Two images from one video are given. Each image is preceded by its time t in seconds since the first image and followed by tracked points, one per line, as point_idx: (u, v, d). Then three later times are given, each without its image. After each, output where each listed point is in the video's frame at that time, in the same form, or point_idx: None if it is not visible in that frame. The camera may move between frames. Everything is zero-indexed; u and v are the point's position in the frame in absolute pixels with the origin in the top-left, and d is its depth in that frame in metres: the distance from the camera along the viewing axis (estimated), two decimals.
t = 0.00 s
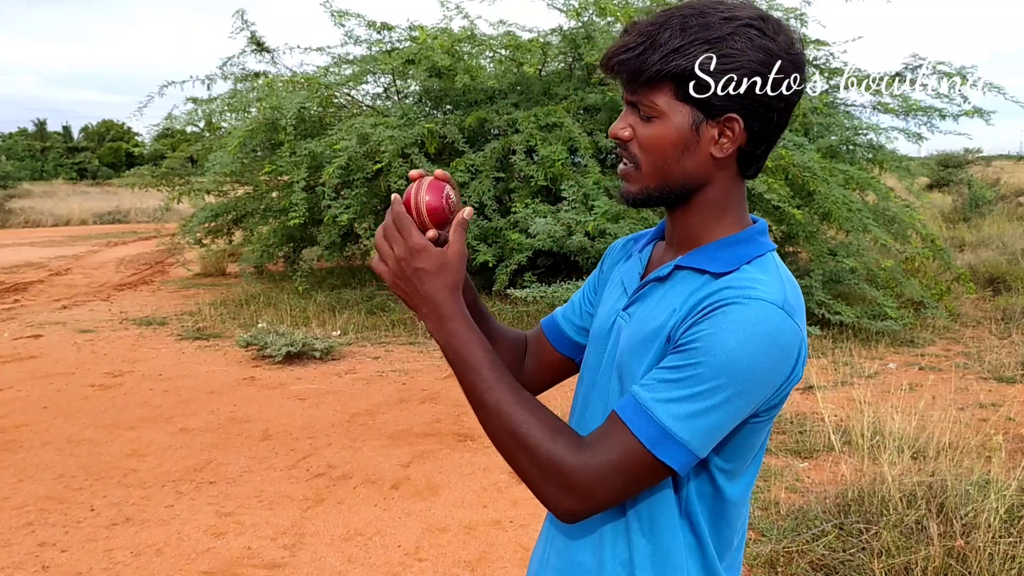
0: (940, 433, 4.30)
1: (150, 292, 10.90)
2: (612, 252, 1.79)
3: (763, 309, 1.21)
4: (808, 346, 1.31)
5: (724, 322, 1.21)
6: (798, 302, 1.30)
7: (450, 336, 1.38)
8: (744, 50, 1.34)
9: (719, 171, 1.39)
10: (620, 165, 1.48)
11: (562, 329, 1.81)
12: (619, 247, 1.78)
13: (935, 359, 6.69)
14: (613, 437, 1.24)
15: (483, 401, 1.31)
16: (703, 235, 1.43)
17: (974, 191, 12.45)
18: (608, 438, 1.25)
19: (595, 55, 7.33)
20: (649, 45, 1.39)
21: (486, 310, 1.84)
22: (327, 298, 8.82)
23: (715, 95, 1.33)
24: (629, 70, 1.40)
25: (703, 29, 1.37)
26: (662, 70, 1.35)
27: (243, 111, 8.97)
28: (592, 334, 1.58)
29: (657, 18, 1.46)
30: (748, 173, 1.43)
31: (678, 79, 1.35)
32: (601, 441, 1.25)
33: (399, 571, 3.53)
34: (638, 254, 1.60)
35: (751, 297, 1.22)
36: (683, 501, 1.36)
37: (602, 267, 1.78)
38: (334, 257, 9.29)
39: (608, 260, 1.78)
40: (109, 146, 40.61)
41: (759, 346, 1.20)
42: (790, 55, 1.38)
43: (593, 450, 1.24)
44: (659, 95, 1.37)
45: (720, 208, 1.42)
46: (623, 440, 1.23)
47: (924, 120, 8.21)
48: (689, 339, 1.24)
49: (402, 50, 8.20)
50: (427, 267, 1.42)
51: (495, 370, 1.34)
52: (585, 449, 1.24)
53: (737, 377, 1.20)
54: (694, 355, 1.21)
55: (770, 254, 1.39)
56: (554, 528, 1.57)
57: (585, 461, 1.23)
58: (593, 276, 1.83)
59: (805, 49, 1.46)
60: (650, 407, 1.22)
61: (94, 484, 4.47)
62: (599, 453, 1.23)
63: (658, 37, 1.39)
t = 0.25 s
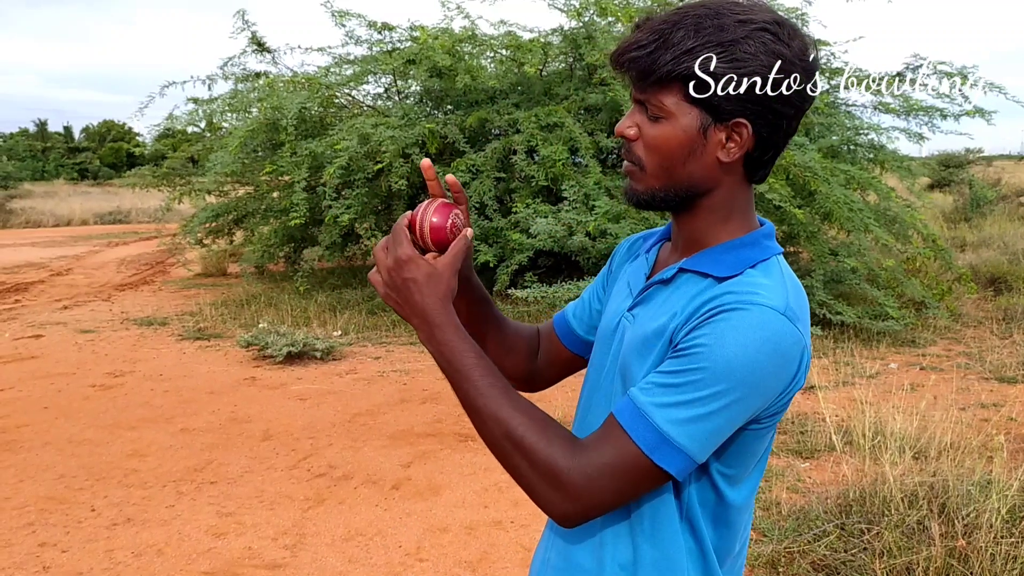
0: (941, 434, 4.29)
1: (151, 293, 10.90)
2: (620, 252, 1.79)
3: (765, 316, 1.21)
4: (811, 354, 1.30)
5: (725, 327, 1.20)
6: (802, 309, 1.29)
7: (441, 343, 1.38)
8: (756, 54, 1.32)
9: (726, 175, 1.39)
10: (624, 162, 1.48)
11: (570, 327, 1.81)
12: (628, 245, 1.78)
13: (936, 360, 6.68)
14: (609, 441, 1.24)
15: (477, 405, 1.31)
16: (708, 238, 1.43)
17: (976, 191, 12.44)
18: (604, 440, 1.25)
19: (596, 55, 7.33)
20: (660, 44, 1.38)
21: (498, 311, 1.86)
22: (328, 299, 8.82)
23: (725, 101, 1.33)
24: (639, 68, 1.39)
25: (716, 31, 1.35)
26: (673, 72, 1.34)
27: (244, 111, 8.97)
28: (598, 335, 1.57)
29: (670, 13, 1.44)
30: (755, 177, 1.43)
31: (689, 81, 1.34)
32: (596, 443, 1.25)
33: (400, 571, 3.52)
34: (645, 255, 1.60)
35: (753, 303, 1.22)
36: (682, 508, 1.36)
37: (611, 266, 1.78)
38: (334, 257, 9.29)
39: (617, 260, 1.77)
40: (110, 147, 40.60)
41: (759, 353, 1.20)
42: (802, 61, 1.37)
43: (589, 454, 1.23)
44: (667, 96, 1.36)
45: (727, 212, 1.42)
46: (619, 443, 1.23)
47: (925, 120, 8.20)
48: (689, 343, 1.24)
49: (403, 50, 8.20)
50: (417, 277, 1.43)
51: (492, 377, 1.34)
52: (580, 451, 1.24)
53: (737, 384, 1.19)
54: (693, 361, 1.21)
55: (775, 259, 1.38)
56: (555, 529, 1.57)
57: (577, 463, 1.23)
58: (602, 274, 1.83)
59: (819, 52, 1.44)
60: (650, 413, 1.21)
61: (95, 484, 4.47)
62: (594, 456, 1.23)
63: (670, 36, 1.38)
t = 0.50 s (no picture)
0: (943, 434, 4.28)
1: (152, 293, 10.89)
2: (627, 250, 1.78)
3: (766, 318, 1.20)
4: (813, 356, 1.29)
5: (725, 330, 1.20)
6: (804, 311, 1.28)
7: (448, 341, 1.38)
8: (749, 53, 1.31)
9: (726, 176, 1.39)
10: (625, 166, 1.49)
11: (575, 322, 1.81)
12: (636, 243, 1.77)
13: (937, 360, 6.67)
14: (610, 443, 1.24)
15: (482, 405, 1.30)
16: (711, 238, 1.42)
17: (977, 191, 12.43)
18: (606, 442, 1.24)
19: (596, 55, 7.33)
20: (652, 48, 1.38)
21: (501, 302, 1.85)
22: (329, 299, 8.82)
23: (719, 100, 1.32)
24: (632, 73, 1.40)
25: (707, 31, 1.34)
26: (665, 75, 1.34)
27: (245, 111, 8.97)
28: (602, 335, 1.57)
29: (660, 16, 1.44)
30: (757, 176, 1.42)
31: (682, 83, 1.34)
32: (598, 445, 1.25)
33: (401, 571, 3.52)
34: (651, 254, 1.60)
35: (753, 305, 1.21)
36: (684, 509, 1.35)
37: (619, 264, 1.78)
38: (335, 257, 9.29)
39: (624, 259, 1.77)
40: (110, 147, 40.59)
41: (761, 355, 1.19)
42: (798, 56, 1.36)
43: (591, 456, 1.23)
44: (662, 99, 1.36)
45: (729, 211, 1.41)
46: (619, 445, 1.23)
47: (926, 120, 8.19)
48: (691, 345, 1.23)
49: (404, 50, 8.20)
50: (426, 275, 1.43)
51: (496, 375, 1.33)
52: (582, 453, 1.24)
53: (738, 386, 1.19)
54: (693, 363, 1.20)
55: (778, 259, 1.37)
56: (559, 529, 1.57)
57: (578, 464, 1.23)
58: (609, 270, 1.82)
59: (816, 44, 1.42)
60: (649, 416, 1.21)
61: (95, 484, 4.47)
62: (595, 458, 1.23)
63: (661, 39, 1.38)
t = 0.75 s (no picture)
0: (944, 435, 4.27)
1: (153, 293, 10.90)
2: (628, 247, 1.78)
3: (763, 325, 1.19)
4: (815, 358, 1.29)
5: (724, 342, 1.19)
6: (803, 312, 1.28)
7: (470, 380, 1.38)
8: (739, 49, 1.31)
9: (722, 175, 1.38)
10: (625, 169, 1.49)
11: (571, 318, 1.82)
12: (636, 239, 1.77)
13: (938, 360, 6.67)
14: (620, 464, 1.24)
15: (504, 440, 1.32)
16: (710, 239, 1.42)
17: (978, 192, 12.43)
18: (616, 463, 1.25)
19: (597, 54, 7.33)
20: (643, 48, 1.38)
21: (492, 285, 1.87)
22: (329, 299, 8.81)
23: (711, 98, 1.32)
24: (625, 75, 1.40)
25: (696, 29, 1.34)
26: (656, 75, 1.35)
27: (246, 112, 8.97)
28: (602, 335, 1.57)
29: (650, 17, 1.44)
30: (755, 174, 1.41)
31: (673, 83, 1.34)
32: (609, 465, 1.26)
33: (401, 572, 3.52)
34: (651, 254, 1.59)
35: (751, 312, 1.21)
36: (693, 515, 1.36)
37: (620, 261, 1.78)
38: (336, 257, 9.29)
39: (625, 257, 1.76)
40: (112, 147, 40.59)
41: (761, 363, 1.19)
42: (791, 51, 1.34)
43: (606, 480, 1.24)
44: (655, 99, 1.36)
45: (726, 210, 1.41)
46: (630, 466, 1.23)
47: (927, 120, 8.18)
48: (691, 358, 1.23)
49: (404, 50, 8.20)
50: (447, 315, 1.42)
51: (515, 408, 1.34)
52: (596, 477, 1.25)
53: (741, 400, 1.19)
54: (696, 376, 1.20)
55: (778, 259, 1.37)
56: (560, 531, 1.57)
57: (594, 489, 1.24)
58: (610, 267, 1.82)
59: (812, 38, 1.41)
60: (658, 433, 1.21)
61: (96, 484, 4.47)
62: (609, 482, 1.24)
63: (651, 39, 1.38)
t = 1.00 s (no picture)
0: (947, 435, 4.26)
1: (155, 293, 10.91)
2: (628, 249, 1.77)
3: (758, 325, 1.19)
4: (812, 356, 1.28)
5: (718, 343, 1.19)
6: (800, 310, 1.27)
7: (470, 394, 1.37)
8: (729, 46, 1.30)
9: (715, 173, 1.37)
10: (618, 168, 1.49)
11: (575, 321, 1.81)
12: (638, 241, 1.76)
13: (941, 360, 6.65)
14: (619, 469, 1.24)
15: (506, 452, 1.31)
16: (704, 238, 1.41)
17: (981, 192, 12.40)
18: (615, 469, 1.25)
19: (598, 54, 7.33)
20: (634, 46, 1.38)
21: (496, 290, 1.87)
22: (331, 299, 8.81)
23: (700, 95, 1.31)
24: (617, 72, 1.40)
25: (685, 26, 1.34)
26: (646, 72, 1.35)
27: (248, 112, 8.97)
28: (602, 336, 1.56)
29: (644, 15, 1.44)
30: (750, 172, 1.40)
31: (663, 80, 1.34)
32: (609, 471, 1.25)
33: (403, 572, 3.52)
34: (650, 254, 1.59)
35: (744, 312, 1.20)
36: (693, 513, 1.35)
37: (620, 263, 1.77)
38: (338, 257, 9.30)
39: (625, 259, 1.76)
40: (114, 148, 40.63)
41: (756, 364, 1.18)
42: (784, 48, 1.33)
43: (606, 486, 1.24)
44: (646, 96, 1.36)
45: (721, 208, 1.40)
46: (629, 471, 1.23)
47: (929, 120, 8.16)
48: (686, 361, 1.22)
49: (406, 50, 8.20)
50: (448, 330, 1.42)
51: (517, 420, 1.34)
52: (597, 484, 1.25)
53: (738, 402, 1.18)
54: (691, 379, 1.20)
55: (775, 258, 1.36)
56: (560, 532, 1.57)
57: (595, 494, 1.24)
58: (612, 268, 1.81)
59: (806, 35, 1.39)
60: (654, 436, 1.21)
61: (98, 484, 4.47)
62: (609, 488, 1.23)
63: (643, 37, 1.38)
